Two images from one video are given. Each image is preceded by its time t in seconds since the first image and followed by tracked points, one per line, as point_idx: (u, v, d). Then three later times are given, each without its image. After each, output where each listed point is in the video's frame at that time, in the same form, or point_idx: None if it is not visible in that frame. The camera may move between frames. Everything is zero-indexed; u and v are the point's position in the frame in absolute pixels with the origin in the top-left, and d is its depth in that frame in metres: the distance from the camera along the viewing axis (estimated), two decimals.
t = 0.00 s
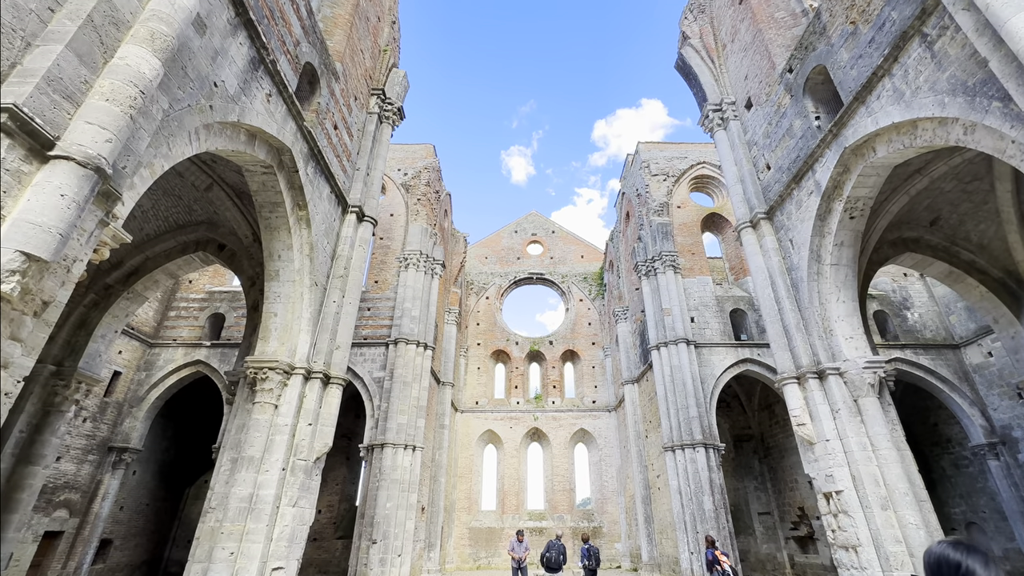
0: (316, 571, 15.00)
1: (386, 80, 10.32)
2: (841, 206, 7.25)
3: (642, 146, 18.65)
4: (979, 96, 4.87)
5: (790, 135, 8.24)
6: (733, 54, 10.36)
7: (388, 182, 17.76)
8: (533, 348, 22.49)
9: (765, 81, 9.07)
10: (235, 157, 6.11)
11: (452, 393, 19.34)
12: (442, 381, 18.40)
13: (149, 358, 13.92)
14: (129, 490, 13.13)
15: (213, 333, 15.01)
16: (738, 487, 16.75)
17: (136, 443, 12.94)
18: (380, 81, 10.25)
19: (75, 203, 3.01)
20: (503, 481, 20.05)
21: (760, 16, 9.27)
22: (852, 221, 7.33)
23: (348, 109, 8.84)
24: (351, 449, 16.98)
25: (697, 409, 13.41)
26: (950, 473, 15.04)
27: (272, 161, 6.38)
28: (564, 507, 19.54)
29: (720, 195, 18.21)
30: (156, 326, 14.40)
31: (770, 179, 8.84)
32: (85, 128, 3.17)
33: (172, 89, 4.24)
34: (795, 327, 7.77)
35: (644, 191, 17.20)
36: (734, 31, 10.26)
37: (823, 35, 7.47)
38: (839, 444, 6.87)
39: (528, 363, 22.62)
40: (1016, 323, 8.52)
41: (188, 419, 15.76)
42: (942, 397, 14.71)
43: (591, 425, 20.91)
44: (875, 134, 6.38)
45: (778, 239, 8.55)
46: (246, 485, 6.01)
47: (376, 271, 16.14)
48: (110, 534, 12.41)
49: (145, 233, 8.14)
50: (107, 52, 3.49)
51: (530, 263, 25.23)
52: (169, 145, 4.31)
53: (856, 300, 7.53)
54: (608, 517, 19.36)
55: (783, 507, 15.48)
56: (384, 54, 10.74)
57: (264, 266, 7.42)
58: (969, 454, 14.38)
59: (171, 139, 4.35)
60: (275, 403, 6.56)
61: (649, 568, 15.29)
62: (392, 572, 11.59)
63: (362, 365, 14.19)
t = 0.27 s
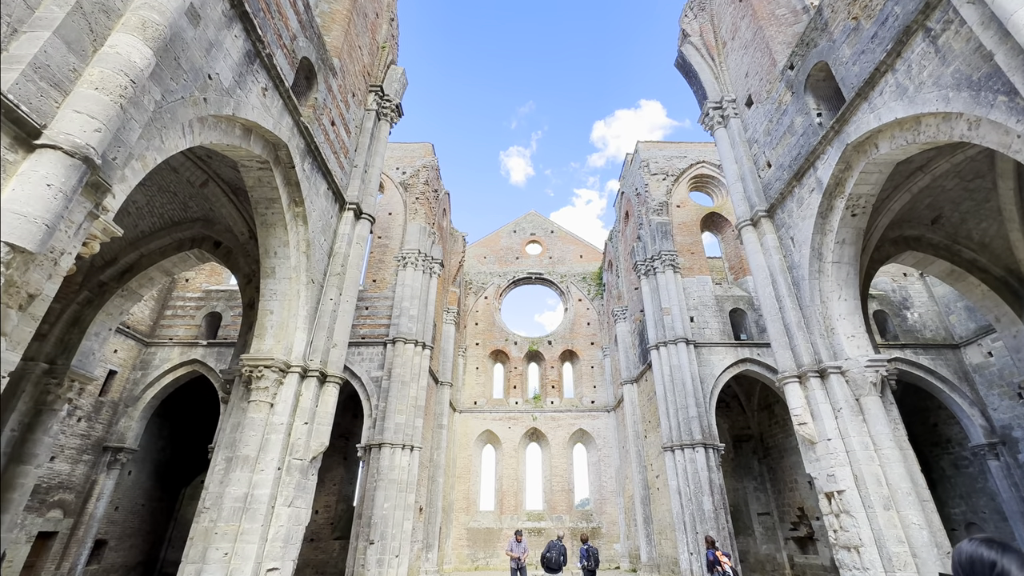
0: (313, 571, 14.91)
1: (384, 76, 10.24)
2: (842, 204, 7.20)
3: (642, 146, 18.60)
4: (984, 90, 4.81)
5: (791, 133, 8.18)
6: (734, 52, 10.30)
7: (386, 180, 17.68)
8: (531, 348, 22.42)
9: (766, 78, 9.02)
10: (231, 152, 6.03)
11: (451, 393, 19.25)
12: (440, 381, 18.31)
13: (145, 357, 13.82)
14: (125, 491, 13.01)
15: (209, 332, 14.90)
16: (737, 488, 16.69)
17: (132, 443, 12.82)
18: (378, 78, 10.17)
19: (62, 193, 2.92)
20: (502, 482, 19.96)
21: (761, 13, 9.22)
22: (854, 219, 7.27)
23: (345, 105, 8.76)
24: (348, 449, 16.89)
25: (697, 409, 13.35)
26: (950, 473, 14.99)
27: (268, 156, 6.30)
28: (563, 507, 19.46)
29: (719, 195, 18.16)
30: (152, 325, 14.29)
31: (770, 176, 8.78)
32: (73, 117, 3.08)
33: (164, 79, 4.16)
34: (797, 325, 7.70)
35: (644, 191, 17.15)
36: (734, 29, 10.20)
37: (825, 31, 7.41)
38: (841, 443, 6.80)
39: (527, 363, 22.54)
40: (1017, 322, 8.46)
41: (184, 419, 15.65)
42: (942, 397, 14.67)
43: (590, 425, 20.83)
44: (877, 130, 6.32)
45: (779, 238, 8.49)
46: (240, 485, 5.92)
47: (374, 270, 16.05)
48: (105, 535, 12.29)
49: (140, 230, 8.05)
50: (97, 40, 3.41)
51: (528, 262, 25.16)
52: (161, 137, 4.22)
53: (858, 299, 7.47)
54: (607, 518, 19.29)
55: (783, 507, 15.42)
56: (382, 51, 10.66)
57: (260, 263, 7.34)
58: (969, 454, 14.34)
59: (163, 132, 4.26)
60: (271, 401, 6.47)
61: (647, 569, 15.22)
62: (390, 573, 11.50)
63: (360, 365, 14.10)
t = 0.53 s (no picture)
0: (309, 572, 14.80)
1: (381, 73, 10.16)
2: (843, 201, 7.13)
3: (640, 145, 18.53)
4: (987, 84, 4.75)
5: (791, 130, 8.12)
6: (733, 49, 10.25)
7: (383, 178, 17.59)
8: (529, 347, 22.34)
9: (766, 75, 8.96)
10: (224, 147, 5.94)
11: (449, 393, 19.15)
12: (438, 380, 18.22)
13: (140, 356, 13.71)
14: (119, 491, 12.89)
15: (205, 331, 14.78)
16: (736, 488, 16.63)
17: (126, 443, 12.70)
18: (375, 75, 10.09)
19: (45, 182, 2.84)
20: (500, 482, 19.88)
21: (761, 10, 9.16)
22: (854, 216, 7.21)
23: (342, 101, 8.67)
24: (346, 449, 16.79)
25: (696, 409, 13.28)
26: (949, 473, 14.94)
27: (262, 151, 6.21)
28: (561, 508, 19.38)
29: (719, 194, 18.10)
30: (147, 323, 14.19)
31: (770, 174, 8.72)
32: (57, 104, 2.99)
33: (154, 69, 4.08)
34: (797, 323, 7.64)
35: (643, 190, 17.09)
36: (734, 26, 10.14)
37: (825, 27, 7.36)
38: (842, 442, 6.73)
39: (525, 363, 22.47)
40: (1019, 321, 8.41)
41: (180, 419, 15.53)
42: (941, 397, 14.62)
43: (588, 425, 20.75)
44: (879, 126, 6.26)
45: (779, 236, 8.43)
46: (234, 484, 5.84)
47: (371, 269, 15.96)
48: (98, 536, 12.18)
49: (133, 226, 7.95)
50: (83, 27, 3.33)
51: (527, 262, 25.08)
52: (151, 128, 4.14)
53: (858, 297, 7.41)
54: (605, 518, 19.22)
55: (782, 508, 15.36)
56: (379, 48, 10.58)
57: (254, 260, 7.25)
58: (969, 454, 14.29)
59: (152, 123, 4.17)
60: (264, 400, 6.38)
61: (646, 570, 15.15)
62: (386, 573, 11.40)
63: (357, 364, 14.01)
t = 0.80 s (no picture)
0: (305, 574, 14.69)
1: (378, 70, 10.07)
2: (844, 198, 7.07)
3: (639, 144, 18.47)
4: (991, 78, 4.68)
5: (791, 127, 8.06)
6: (732, 47, 10.19)
7: (381, 177, 17.49)
8: (527, 348, 22.26)
9: (766, 72, 8.90)
10: (217, 142, 5.85)
11: (446, 393, 19.06)
12: (436, 380, 18.12)
13: (134, 356, 13.59)
14: (113, 491, 12.77)
15: (201, 330, 14.66)
16: (735, 489, 16.55)
17: (120, 443, 12.58)
18: (372, 71, 10.01)
19: (25, 171, 2.74)
20: (497, 483, 19.78)
21: (761, 7, 9.10)
22: (855, 214, 7.14)
23: (338, 97, 8.58)
24: (342, 449, 16.68)
25: (694, 409, 13.21)
26: (948, 474, 14.88)
27: (256, 146, 6.12)
28: (559, 508, 19.29)
29: (718, 194, 18.04)
30: (142, 323, 14.07)
31: (770, 172, 8.65)
32: (38, 92, 2.90)
33: (143, 60, 3.99)
34: (797, 322, 7.57)
35: (641, 189, 17.03)
36: (733, 23, 10.08)
37: (826, 23, 7.30)
38: (843, 442, 6.66)
39: (523, 363, 22.38)
40: (1020, 320, 8.35)
41: (175, 419, 15.41)
42: (941, 398, 14.58)
43: (586, 425, 20.67)
44: (880, 122, 6.20)
45: (778, 234, 8.37)
46: (226, 484, 5.74)
47: (368, 268, 15.87)
48: (91, 537, 12.05)
49: (126, 223, 7.85)
50: (67, 14, 3.24)
51: (525, 262, 25.00)
52: (140, 120, 4.06)
53: (859, 295, 7.34)
54: (603, 519, 19.13)
55: (781, 509, 15.29)
56: (376, 44, 10.50)
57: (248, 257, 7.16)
58: (968, 455, 14.23)
59: (141, 115, 4.08)
60: (258, 398, 6.29)
61: (644, 571, 15.06)
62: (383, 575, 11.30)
63: (353, 363, 13.91)
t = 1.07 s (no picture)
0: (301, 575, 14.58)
1: (375, 67, 10.00)
2: (844, 196, 7.00)
3: (638, 144, 18.40)
4: (995, 73, 4.62)
5: (792, 125, 8.00)
6: (732, 45, 10.13)
7: (379, 176, 17.40)
8: (526, 348, 22.19)
9: (766, 70, 8.83)
10: (210, 137, 5.76)
11: (444, 393, 18.95)
12: (433, 381, 18.03)
13: (129, 355, 13.47)
14: (107, 492, 12.65)
15: (196, 329, 14.55)
16: (733, 489, 16.48)
17: (114, 444, 12.47)
18: (370, 68, 9.94)
19: (5, 162, 2.65)
20: (495, 483, 19.69)
21: (760, 4, 9.04)
22: (856, 212, 7.08)
23: (334, 94, 8.50)
24: (339, 450, 16.57)
25: (693, 410, 13.14)
26: (948, 475, 14.83)
27: (250, 141, 6.03)
28: (557, 509, 19.21)
29: (717, 193, 17.99)
30: (137, 322, 13.97)
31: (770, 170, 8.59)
32: (21, 80, 2.82)
33: (132, 51, 3.90)
34: (797, 322, 7.50)
35: (640, 189, 16.97)
36: (733, 21, 10.02)
37: (827, 20, 7.24)
38: (843, 442, 6.59)
39: (521, 363, 22.30)
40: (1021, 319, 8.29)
41: (170, 419, 15.29)
42: (940, 398, 14.53)
43: (585, 426, 20.59)
44: (881, 119, 6.13)
45: (778, 233, 8.30)
46: (218, 485, 5.65)
47: (366, 267, 15.78)
48: (85, 538, 11.94)
49: (119, 221, 7.75)
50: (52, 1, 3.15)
51: (524, 262, 24.93)
52: (129, 113, 3.97)
53: (860, 294, 7.28)
54: (602, 520, 19.06)
55: (780, 509, 15.23)
56: (373, 41, 10.43)
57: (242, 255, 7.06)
58: (967, 455, 14.19)
59: (130, 108, 4.00)
60: (252, 398, 6.19)
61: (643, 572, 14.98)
62: None
63: (350, 363, 13.81)
